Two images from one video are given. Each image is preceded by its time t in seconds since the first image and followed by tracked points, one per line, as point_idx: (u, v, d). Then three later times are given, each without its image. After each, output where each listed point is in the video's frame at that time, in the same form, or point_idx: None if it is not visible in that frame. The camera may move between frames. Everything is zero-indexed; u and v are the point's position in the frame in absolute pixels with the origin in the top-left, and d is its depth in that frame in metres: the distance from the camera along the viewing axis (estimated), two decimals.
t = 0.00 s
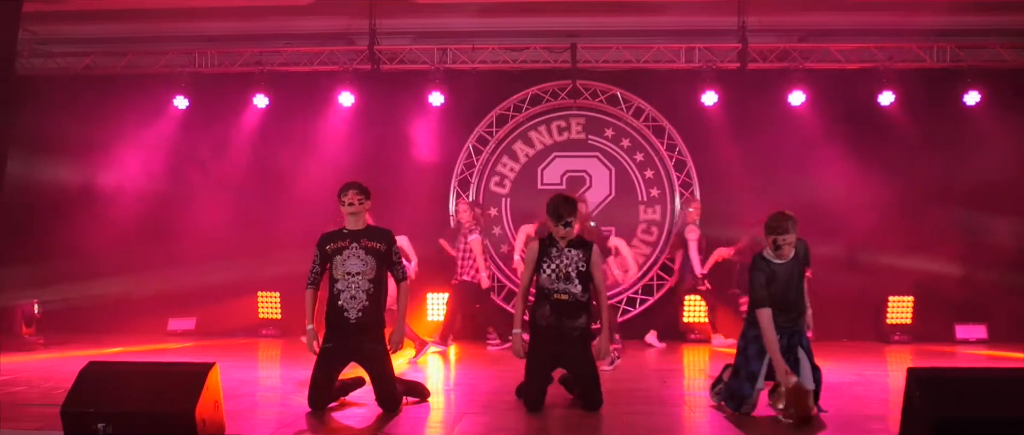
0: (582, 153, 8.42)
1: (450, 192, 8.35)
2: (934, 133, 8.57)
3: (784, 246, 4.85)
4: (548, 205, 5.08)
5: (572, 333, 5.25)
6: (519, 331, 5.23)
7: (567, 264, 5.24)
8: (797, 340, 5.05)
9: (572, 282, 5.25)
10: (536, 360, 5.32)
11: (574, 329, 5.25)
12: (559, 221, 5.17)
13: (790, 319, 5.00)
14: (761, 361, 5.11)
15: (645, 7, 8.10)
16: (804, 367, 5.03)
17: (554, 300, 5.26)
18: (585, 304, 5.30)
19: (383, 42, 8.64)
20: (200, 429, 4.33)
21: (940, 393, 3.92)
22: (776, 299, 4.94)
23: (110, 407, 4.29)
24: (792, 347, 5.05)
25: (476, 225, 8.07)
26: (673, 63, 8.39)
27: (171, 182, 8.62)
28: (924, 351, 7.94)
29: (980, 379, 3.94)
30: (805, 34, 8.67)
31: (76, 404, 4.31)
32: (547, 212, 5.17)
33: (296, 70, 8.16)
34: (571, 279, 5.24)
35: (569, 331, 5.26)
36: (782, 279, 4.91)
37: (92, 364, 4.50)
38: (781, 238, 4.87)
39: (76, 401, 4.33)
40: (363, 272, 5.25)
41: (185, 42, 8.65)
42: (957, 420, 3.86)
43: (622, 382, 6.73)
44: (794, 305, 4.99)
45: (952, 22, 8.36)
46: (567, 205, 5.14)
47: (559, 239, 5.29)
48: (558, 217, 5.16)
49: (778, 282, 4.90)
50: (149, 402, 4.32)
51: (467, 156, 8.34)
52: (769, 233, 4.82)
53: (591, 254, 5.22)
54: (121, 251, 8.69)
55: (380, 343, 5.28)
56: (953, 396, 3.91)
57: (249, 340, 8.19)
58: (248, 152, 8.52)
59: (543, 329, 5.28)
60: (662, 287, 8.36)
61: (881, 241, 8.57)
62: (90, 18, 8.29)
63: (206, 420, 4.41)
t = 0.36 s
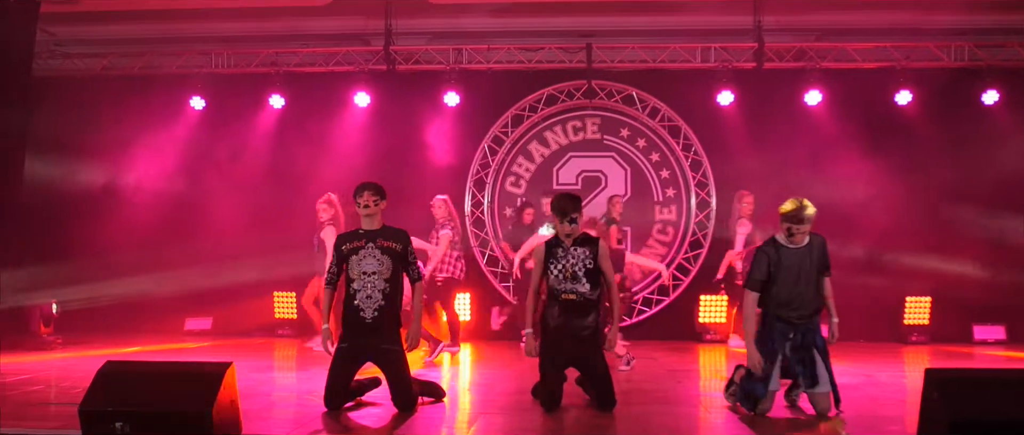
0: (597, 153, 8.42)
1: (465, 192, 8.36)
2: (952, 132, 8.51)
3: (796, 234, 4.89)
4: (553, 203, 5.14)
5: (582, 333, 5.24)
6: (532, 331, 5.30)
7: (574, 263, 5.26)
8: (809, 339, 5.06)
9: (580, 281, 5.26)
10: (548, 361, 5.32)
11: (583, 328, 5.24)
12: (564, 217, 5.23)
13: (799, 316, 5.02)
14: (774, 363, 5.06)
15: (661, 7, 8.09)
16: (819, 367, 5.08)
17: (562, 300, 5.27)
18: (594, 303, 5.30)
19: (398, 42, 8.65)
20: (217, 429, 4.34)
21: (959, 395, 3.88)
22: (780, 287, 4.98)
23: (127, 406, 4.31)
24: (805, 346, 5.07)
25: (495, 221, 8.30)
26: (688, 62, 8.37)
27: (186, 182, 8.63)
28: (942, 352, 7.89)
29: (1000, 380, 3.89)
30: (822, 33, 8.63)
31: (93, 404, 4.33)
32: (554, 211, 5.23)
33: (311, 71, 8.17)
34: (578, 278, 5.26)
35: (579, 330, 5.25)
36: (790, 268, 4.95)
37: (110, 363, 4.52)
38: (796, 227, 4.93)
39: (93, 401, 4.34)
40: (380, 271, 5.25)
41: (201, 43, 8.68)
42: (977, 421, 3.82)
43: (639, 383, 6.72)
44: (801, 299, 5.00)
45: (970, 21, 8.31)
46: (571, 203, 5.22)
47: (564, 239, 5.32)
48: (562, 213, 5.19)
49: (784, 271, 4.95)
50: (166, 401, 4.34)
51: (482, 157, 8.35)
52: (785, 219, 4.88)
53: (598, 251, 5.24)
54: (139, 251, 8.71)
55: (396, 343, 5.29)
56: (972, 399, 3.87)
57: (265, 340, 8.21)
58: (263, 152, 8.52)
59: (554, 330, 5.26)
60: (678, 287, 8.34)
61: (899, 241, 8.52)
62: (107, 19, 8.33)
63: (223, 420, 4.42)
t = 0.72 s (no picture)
0: (615, 153, 8.43)
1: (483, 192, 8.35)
2: (973, 131, 8.44)
3: (808, 229, 4.98)
4: (562, 201, 5.11)
5: (595, 334, 5.26)
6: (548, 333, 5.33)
7: (586, 264, 5.25)
8: (825, 340, 5.05)
9: (592, 282, 5.25)
10: (564, 362, 5.31)
11: (596, 328, 5.26)
12: (575, 214, 5.19)
13: (814, 316, 5.00)
14: (790, 362, 5.07)
15: (679, 7, 8.07)
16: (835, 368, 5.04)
17: (575, 301, 5.28)
18: (607, 303, 5.30)
19: (416, 43, 8.66)
20: (235, 428, 4.36)
21: (981, 396, 3.88)
22: (791, 282, 5.04)
23: (148, 404, 4.35)
24: (820, 347, 5.06)
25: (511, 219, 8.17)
26: (706, 62, 8.35)
27: (203, 183, 8.66)
28: (962, 353, 7.83)
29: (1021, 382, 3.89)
30: (841, 32, 8.59)
31: (113, 404, 4.36)
32: (563, 208, 5.20)
33: (329, 71, 8.18)
34: (590, 279, 5.25)
35: (591, 331, 5.26)
36: (801, 263, 5.01)
37: (130, 363, 4.56)
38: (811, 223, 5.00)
39: (113, 401, 4.38)
40: (396, 272, 5.26)
41: (220, 44, 8.72)
42: (998, 423, 3.83)
43: (657, 383, 6.71)
44: (816, 299, 4.99)
45: (991, 19, 8.25)
46: (581, 201, 5.17)
47: (574, 240, 5.30)
48: (573, 211, 5.17)
49: (795, 265, 5.01)
50: (184, 399, 4.37)
51: (500, 157, 8.34)
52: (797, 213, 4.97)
53: (609, 251, 5.22)
54: (158, 251, 8.73)
55: (413, 343, 5.30)
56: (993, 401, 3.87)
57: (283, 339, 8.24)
58: (280, 152, 8.54)
59: (568, 331, 5.28)
60: (697, 288, 8.30)
61: (918, 241, 8.47)
62: (127, 21, 8.38)
63: (241, 420, 4.44)
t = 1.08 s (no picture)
0: (632, 153, 8.43)
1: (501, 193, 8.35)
2: (993, 130, 8.38)
3: (823, 228, 4.96)
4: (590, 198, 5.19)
5: (623, 333, 5.25)
6: (571, 334, 5.34)
7: (613, 264, 5.28)
8: (844, 340, 5.02)
9: (619, 283, 5.29)
10: (586, 363, 5.32)
11: (624, 329, 5.26)
12: (601, 213, 5.27)
13: (832, 315, 4.97)
14: (808, 363, 5.04)
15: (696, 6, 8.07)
16: (853, 368, 5.01)
17: (603, 301, 5.29)
18: (635, 304, 5.32)
19: (433, 43, 8.67)
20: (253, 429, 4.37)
21: (1002, 399, 3.93)
22: (809, 281, 5.02)
23: (167, 405, 4.38)
24: (839, 347, 5.03)
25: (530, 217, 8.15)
26: (724, 62, 8.33)
27: (221, 183, 8.68)
28: (982, 354, 7.77)
29: None
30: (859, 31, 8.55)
31: (132, 402, 4.40)
32: (590, 206, 5.29)
33: (347, 71, 8.20)
34: (617, 279, 5.29)
35: (619, 331, 5.26)
36: (819, 261, 4.99)
37: (148, 361, 4.59)
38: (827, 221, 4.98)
39: (132, 399, 4.41)
40: (414, 274, 5.27)
41: (237, 44, 8.75)
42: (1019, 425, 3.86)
43: (674, 384, 6.69)
44: (833, 297, 4.97)
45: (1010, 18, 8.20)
46: (608, 199, 5.26)
47: (601, 241, 5.34)
48: (599, 209, 5.24)
49: (813, 263, 4.99)
50: (204, 397, 4.39)
51: (517, 157, 8.34)
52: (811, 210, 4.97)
53: (635, 252, 5.26)
54: (176, 252, 8.74)
55: (431, 343, 5.30)
56: (1015, 404, 3.91)
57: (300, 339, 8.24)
58: (298, 152, 8.56)
59: (596, 331, 5.27)
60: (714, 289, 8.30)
61: (937, 241, 8.42)
62: (146, 22, 8.43)
63: (258, 420, 4.46)
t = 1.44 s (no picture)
0: (651, 153, 8.42)
1: (520, 193, 8.38)
2: (1015, 129, 8.32)
3: (842, 227, 4.94)
4: (618, 196, 5.15)
5: (649, 333, 5.24)
6: (596, 335, 5.40)
7: (639, 264, 5.25)
8: (864, 340, 4.99)
9: (645, 282, 5.25)
10: (610, 362, 5.32)
11: (650, 328, 5.24)
12: (628, 212, 5.22)
13: (851, 315, 4.94)
14: (828, 364, 5.01)
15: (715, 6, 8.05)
16: (873, 368, 4.98)
17: (629, 301, 5.25)
18: (660, 304, 5.29)
19: (451, 43, 8.69)
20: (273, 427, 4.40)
21: None
22: (828, 281, 4.99)
23: (190, 405, 4.39)
24: (859, 347, 5.00)
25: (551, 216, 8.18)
26: (743, 61, 8.30)
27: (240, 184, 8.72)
28: (1005, 355, 7.71)
29: None
30: (879, 30, 8.51)
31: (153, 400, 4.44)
32: (617, 204, 5.24)
33: (366, 72, 8.21)
34: (644, 279, 5.25)
35: (645, 331, 5.24)
36: (838, 260, 4.96)
37: (169, 361, 4.64)
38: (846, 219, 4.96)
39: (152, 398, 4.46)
40: (433, 275, 5.26)
41: (257, 45, 8.79)
42: None
43: (692, 384, 6.68)
44: (853, 297, 4.94)
45: None
46: (634, 198, 5.22)
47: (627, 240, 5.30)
48: (626, 208, 5.20)
49: (831, 263, 4.96)
50: (228, 397, 4.42)
51: (536, 157, 8.35)
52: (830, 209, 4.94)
53: (662, 252, 5.22)
54: (195, 252, 8.78)
55: (449, 343, 5.31)
56: None
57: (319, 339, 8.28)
58: (318, 153, 8.59)
59: (622, 330, 5.25)
60: (733, 288, 8.29)
61: (958, 241, 8.38)
62: (167, 23, 8.49)
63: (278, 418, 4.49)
